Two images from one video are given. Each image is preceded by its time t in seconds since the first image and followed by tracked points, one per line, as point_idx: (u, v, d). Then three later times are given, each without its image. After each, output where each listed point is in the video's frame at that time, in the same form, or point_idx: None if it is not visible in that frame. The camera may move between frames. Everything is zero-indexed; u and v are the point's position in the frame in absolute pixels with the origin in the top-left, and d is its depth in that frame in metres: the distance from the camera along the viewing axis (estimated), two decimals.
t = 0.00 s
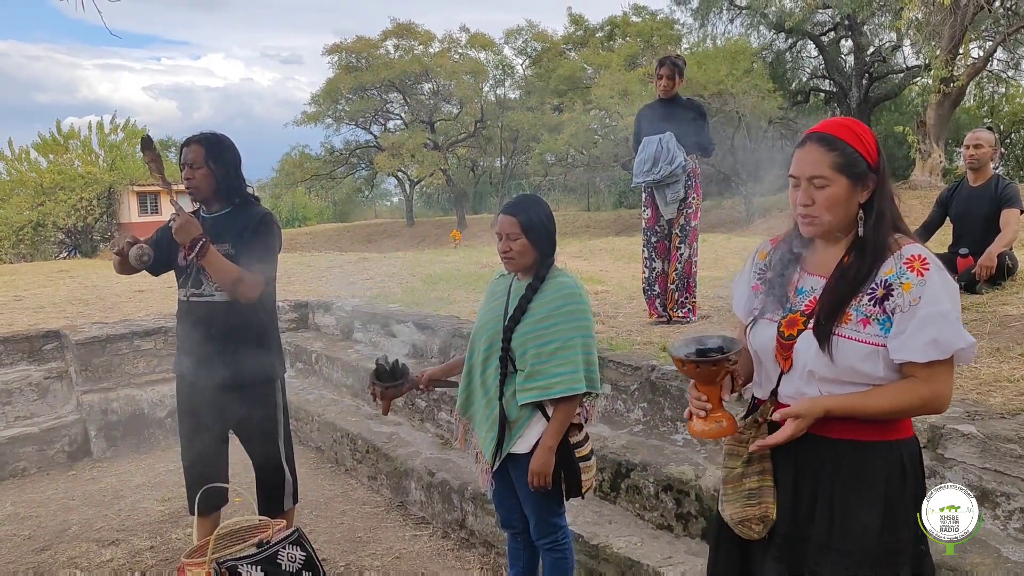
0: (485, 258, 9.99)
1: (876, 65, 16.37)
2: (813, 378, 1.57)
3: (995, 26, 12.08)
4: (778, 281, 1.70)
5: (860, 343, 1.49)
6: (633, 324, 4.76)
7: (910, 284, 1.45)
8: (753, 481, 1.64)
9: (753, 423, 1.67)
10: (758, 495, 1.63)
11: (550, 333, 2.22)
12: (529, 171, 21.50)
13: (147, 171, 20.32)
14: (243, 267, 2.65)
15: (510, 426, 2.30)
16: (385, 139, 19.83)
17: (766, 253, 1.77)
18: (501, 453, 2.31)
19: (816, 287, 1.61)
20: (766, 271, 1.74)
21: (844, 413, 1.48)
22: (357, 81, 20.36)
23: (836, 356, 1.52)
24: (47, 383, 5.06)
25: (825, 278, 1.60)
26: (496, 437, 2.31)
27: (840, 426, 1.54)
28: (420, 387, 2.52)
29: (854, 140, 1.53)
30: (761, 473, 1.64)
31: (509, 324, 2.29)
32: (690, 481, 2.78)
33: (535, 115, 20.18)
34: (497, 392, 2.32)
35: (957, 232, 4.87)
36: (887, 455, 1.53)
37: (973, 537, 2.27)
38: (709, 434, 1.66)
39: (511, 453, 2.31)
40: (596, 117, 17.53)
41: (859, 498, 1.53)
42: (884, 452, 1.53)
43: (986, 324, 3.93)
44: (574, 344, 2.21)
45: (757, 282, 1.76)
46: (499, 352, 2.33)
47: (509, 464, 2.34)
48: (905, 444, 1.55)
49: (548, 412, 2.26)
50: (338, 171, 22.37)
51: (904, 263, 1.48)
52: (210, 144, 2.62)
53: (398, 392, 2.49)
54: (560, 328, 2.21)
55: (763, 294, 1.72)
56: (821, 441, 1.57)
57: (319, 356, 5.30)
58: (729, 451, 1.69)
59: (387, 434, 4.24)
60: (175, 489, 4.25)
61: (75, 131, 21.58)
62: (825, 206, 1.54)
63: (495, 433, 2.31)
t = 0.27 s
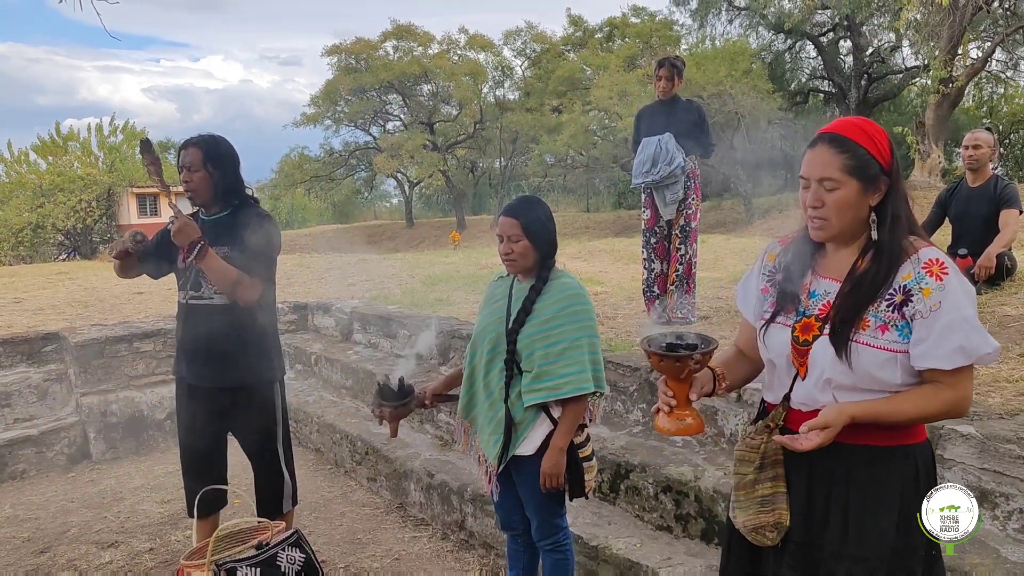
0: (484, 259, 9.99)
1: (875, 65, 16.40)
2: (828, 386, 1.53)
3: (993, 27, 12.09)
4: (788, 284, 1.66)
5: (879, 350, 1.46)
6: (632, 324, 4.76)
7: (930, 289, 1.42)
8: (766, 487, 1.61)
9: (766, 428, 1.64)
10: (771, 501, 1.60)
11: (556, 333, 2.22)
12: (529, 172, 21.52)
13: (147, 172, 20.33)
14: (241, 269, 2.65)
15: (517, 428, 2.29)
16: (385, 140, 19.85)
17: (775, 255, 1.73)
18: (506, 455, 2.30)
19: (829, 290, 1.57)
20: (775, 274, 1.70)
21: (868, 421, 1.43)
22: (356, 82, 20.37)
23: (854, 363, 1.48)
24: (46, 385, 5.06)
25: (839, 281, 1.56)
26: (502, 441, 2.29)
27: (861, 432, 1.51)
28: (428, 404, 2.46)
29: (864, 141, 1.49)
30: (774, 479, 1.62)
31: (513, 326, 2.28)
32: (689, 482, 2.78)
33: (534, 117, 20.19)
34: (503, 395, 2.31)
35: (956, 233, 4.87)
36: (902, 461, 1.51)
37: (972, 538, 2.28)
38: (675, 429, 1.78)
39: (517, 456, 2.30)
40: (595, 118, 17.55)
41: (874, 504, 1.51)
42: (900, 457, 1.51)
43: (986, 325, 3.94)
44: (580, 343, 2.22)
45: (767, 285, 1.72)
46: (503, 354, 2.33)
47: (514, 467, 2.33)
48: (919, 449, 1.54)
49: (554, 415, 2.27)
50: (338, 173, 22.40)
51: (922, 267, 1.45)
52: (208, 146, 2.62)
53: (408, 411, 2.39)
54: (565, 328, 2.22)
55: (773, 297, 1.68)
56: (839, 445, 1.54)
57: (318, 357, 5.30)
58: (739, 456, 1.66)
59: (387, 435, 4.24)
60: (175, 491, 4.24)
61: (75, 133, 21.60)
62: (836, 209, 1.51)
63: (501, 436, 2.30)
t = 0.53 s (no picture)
0: (484, 259, 9.99)
1: (874, 65, 16.40)
2: (832, 389, 1.53)
3: (993, 27, 12.09)
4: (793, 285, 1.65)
5: (882, 350, 1.45)
6: (632, 325, 4.75)
7: (933, 288, 1.41)
8: (774, 492, 1.61)
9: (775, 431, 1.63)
10: (779, 506, 1.60)
11: (564, 332, 2.22)
12: (528, 173, 21.52)
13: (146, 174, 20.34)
14: (240, 269, 2.65)
15: (524, 428, 2.28)
16: (384, 141, 19.85)
17: (778, 257, 1.73)
18: (512, 456, 2.29)
19: (833, 290, 1.57)
20: (779, 275, 1.70)
21: (874, 421, 1.42)
22: (356, 83, 20.37)
23: (857, 365, 1.48)
24: (45, 387, 5.06)
25: (842, 281, 1.56)
26: (510, 441, 2.28)
27: (867, 433, 1.51)
28: (447, 411, 2.44)
29: (865, 139, 1.49)
30: (781, 483, 1.61)
31: (518, 327, 2.28)
32: (689, 482, 2.78)
33: (534, 117, 20.19)
34: (509, 396, 2.30)
35: (956, 232, 4.87)
36: (909, 463, 1.51)
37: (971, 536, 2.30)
38: (737, 428, 1.64)
39: (522, 457, 2.29)
40: (595, 118, 17.56)
41: (882, 507, 1.50)
42: (908, 459, 1.51)
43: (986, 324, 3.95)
44: (588, 341, 2.23)
45: (770, 287, 1.71)
46: (507, 355, 2.32)
47: (518, 470, 2.32)
48: (927, 450, 1.53)
49: (562, 415, 2.26)
50: (337, 174, 22.42)
51: (925, 266, 1.44)
52: (206, 146, 2.62)
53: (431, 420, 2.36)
54: (573, 326, 2.23)
55: (778, 298, 1.67)
56: (845, 448, 1.54)
57: (318, 358, 5.30)
58: (747, 460, 1.65)
59: (387, 436, 4.23)
60: (174, 493, 4.24)
61: (74, 135, 21.61)
62: (838, 208, 1.51)
63: (509, 438, 2.28)
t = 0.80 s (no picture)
0: (484, 259, 10.00)
1: (874, 65, 16.40)
2: (839, 391, 1.52)
3: (993, 26, 12.09)
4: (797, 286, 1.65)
5: (889, 352, 1.45)
6: (632, 325, 4.75)
7: (940, 289, 1.41)
8: (781, 496, 1.60)
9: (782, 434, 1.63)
10: (786, 510, 1.59)
11: (568, 331, 2.23)
12: (529, 173, 21.53)
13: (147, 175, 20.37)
14: (242, 270, 2.65)
15: (527, 428, 2.28)
16: (384, 142, 19.86)
17: (782, 258, 1.73)
18: (516, 457, 2.28)
19: (837, 292, 1.57)
20: (783, 276, 1.70)
21: (882, 423, 1.42)
22: (356, 84, 20.37)
23: (864, 367, 1.48)
24: (46, 388, 5.07)
25: (847, 282, 1.56)
26: (515, 442, 2.27)
27: (876, 434, 1.50)
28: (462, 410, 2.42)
29: (869, 139, 1.49)
30: (788, 487, 1.61)
31: (519, 328, 2.28)
32: (689, 482, 2.78)
33: (534, 117, 20.18)
34: (511, 397, 2.30)
35: (957, 232, 4.87)
36: (917, 464, 1.51)
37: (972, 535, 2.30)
38: (710, 442, 1.76)
39: (526, 457, 2.29)
40: (595, 118, 17.57)
41: (891, 509, 1.50)
42: (915, 461, 1.51)
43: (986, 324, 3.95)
44: (591, 340, 2.24)
45: (774, 288, 1.72)
46: (510, 355, 2.31)
47: (522, 471, 2.32)
48: (933, 451, 1.53)
49: (565, 414, 2.27)
50: (338, 174, 22.44)
51: (931, 267, 1.44)
52: (206, 148, 2.62)
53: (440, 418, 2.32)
54: (575, 326, 2.23)
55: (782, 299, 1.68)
56: (853, 452, 1.53)
57: (319, 359, 5.30)
58: (752, 464, 1.65)
59: (387, 437, 4.23)
60: (175, 493, 4.24)
61: (75, 136, 21.65)
62: (842, 209, 1.51)
63: (514, 438, 2.27)
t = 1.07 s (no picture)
0: (485, 260, 10.00)
1: (875, 64, 16.40)
2: (843, 392, 1.52)
3: (994, 26, 12.08)
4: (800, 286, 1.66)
5: (894, 354, 1.45)
6: (633, 326, 4.76)
7: (946, 291, 1.41)
8: (782, 495, 1.61)
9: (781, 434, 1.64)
10: (788, 510, 1.60)
11: (563, 333, 2.23)
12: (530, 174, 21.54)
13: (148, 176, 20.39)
14: (246, 272, 2.65)
15: (525, 428, 2.28)
16: (385, 142, 19.87)
17: (786, 258, 1.73)
18: (515, 458, 2.28)
19: (842, 292, 1.57)
20: (786, 276, 1.70)
21: (887, 424, 1.42)
22: (357, 85, 20.38)
23: (870, 368, 1.48)
24: (48, 389, 5.08)
25: (851, 283, 1.56)
26: (512, 442, 2.27)
27: (880, 436, 1.50)
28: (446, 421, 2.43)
29: (874, 141, 1.49)
30: (789, 486, 1.61)
31: (518, 329, 2.28)
32: (690, 482, 2.78)
33: (535, 117, 20.18)
34: (509, 397, 2.30)
35: (957, 232, 4.87)
36: (920, 465, 1.51)
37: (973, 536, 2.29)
38: (664, 432, 1.84)
39: (526, 458, 2.29)
40: (596, 119, 17.58)
41: (893, 511, 1.51)
42: (918, 462, 1.51)
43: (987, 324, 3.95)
44: (587, 342, 2.24)
45: (778, 289, 1.72)
46: (507, 356, 2.32)
47: (522, 471, 2.32)
48: (937, 453, 1.53)
49: (562, 416, 2.27)
50: (339, 175, 22.46)
51: (938, 269, 1.44)
52: (208, 149, 2.62)
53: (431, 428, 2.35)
54: (571, 327, 2.23)
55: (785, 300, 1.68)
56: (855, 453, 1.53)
57: (320, 360, 5.31)
58: (754, 463, 1.65)
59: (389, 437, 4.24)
60: (177, 494, 4.25)
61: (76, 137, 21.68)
62: (846, 211, 1.51)
63: (510, 437, 2.27)
